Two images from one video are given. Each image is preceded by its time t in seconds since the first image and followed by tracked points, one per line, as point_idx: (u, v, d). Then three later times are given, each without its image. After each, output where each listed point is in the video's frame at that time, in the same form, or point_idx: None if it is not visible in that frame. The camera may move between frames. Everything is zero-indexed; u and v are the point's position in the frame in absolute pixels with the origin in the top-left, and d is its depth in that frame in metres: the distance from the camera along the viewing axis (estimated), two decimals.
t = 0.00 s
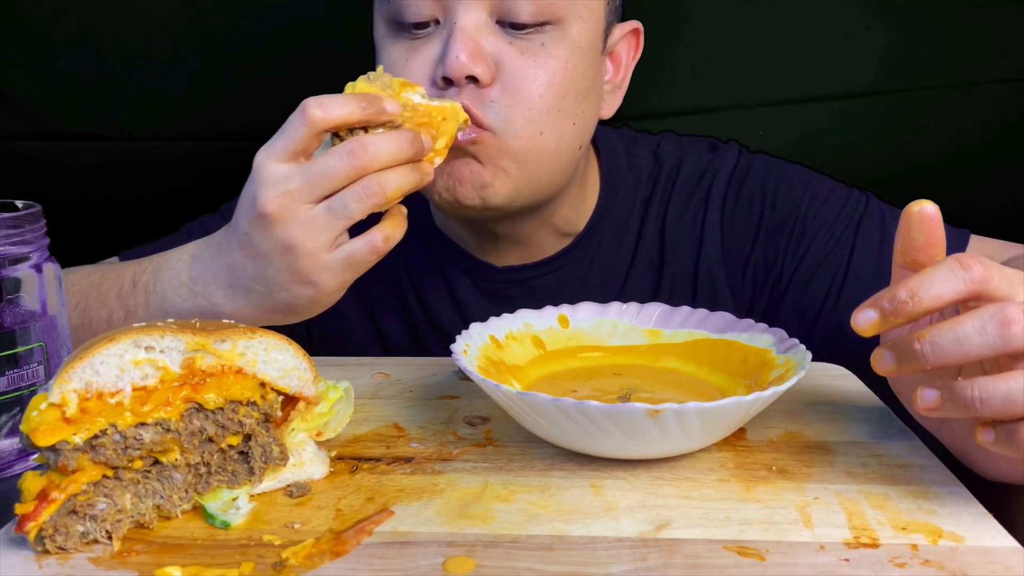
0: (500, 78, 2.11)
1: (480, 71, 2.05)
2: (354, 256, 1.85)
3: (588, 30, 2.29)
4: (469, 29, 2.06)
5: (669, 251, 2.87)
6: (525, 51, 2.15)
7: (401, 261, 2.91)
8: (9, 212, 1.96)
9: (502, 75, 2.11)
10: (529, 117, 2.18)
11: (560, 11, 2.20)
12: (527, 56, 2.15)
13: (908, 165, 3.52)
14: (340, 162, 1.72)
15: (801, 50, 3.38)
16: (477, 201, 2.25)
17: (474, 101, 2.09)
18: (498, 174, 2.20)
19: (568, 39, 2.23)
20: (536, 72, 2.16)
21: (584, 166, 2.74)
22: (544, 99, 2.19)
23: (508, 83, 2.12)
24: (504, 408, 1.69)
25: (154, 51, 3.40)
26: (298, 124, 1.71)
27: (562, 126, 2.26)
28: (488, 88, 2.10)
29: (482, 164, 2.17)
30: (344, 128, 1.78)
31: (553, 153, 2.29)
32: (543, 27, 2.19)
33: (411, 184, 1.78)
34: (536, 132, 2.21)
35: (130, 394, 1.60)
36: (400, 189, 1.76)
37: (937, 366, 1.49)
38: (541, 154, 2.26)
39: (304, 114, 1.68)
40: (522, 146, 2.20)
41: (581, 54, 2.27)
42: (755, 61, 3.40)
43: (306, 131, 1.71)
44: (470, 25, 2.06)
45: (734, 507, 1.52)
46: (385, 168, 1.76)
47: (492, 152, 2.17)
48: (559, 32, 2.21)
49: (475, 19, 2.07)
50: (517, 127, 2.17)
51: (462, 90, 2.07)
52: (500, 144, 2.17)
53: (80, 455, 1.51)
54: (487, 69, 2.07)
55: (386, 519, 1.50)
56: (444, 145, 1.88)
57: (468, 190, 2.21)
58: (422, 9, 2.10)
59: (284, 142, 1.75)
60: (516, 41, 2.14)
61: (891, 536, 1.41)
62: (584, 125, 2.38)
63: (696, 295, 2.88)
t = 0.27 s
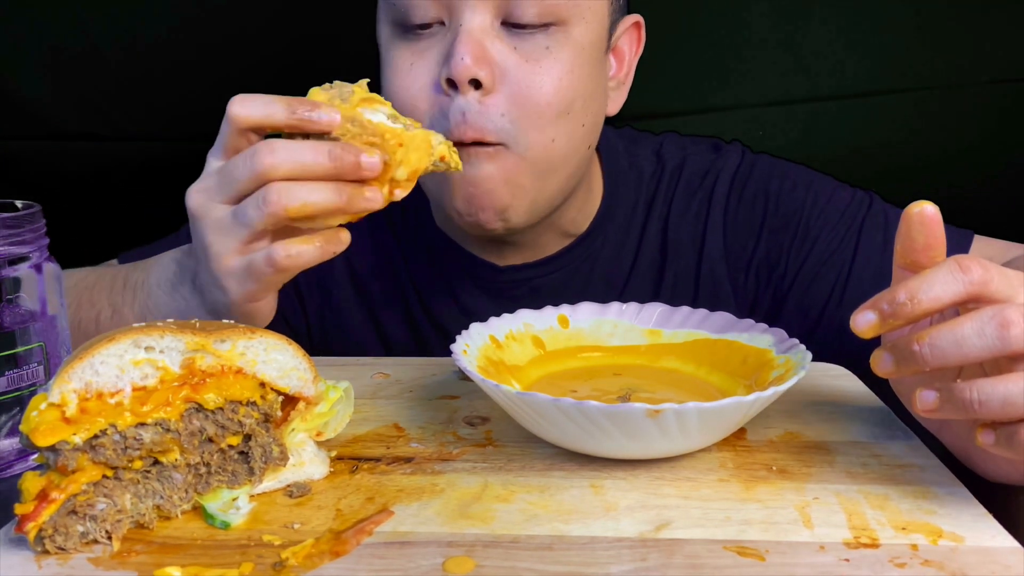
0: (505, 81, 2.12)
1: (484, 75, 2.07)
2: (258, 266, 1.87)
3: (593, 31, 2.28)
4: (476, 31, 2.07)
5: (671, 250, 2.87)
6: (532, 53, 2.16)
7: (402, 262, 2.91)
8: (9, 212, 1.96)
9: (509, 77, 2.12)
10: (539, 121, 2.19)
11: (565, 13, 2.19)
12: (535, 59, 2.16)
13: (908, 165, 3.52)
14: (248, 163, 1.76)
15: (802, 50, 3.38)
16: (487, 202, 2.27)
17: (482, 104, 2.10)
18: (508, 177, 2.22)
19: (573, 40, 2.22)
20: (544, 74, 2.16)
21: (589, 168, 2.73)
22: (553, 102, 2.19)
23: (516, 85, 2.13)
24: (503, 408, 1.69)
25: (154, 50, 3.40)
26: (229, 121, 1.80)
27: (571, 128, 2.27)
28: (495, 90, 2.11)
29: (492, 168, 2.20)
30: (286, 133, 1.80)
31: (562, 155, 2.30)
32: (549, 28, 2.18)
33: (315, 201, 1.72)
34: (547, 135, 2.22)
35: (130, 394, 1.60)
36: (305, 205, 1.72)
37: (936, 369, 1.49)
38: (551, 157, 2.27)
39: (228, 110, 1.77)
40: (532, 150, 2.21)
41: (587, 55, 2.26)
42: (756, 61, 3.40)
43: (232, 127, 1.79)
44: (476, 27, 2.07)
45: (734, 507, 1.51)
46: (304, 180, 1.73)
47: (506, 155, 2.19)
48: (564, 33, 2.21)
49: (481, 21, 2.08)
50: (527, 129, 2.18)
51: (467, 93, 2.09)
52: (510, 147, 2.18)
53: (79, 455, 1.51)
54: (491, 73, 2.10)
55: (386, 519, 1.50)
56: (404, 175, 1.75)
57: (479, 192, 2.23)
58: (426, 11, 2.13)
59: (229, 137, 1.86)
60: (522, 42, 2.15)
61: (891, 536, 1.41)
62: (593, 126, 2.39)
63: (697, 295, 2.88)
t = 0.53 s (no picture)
0: (518, 80, 2.14)
1: (499, 71, 2.09)
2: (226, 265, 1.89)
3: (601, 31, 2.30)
4: (488, 34, 2.11)
5: (670, 250, 2.87)
6: (544, 52, 2.17)
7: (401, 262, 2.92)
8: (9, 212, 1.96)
9: (523, 75, 2.14)
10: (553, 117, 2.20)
11: (573, 15, 2.21)
12: (547, 57, 2.17)
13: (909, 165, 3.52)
14: (234, 162, 1.78)
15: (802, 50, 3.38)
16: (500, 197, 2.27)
17: (496, 100, 2.11)
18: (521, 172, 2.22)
19: (582, 41, 2.24)
20: (556, 72, 2.17)
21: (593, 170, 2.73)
22: (566, 97, 2.20)
23: (529, 83, 2.14)
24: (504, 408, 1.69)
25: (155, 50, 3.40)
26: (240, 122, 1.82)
27: (584, 123, 2.27)
28: (509, 88, 2.13)
29: (505, 163, 2.18)
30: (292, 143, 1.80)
31: (575, 150, 2.30)
32: (559, 29, 2.20)
33: (287, 213, 1.72)
34: (561, 130, 2.23)
35: (130, 394, 1.60)
36: (277, 213, 1.72)
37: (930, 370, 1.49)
38: (564, 152, 2.27)
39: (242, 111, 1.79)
40: (545, 146, 2.21)
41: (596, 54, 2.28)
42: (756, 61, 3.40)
43: (242, 127, 1.81)
44: (489, 30, 2.11)
45: (734, 507, 1.51)
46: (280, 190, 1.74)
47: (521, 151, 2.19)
48: (573, 34, 2.22)
49: (494, 24, 2.12)
50: (540, 124, 2.18)
51: (483, 89, 2.11)
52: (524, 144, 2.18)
53: (79, 455, 1.51)
54: (507, 70, 2.11)
55: (386, 519, 1.50)
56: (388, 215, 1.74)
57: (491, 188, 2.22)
58: (439, 14, 2.15)
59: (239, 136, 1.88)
60: (533, 43, 2.17)
61: (891, 536, 1.41)
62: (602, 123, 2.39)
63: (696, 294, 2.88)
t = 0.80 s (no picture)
0: (525, 102, 2.16)
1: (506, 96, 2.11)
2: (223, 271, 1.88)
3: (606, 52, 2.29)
4: (497, 57, 2.11)
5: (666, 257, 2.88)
6: (550, 76, 2.18)
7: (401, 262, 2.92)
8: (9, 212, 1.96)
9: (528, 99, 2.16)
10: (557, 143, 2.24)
11: (580, 37, 2.20)
12: (553, 82, 2.19)
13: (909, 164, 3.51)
14: (250, 169, 1.80)
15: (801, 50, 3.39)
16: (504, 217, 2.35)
17: (503, 125, 2.16)
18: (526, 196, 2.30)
19: (587, 63, 2.24)
20: (561, 96, 2.20)
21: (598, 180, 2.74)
22: (569, 122, 2.23)
23: (535, 107, 2.17)
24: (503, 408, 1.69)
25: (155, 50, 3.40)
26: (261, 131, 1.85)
27: (587, 146, 2.31)
28: (516, 111, 2.16)
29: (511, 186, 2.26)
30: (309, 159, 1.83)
31: (578, 171, 2.35)
32: (566, 50, 2.19)
33: (293, 225, 1.73)
34: (564, 155, 2.27)
35: (130, 394, 1.60)
36: (281, 223, 1.73)
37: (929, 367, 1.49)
38: (567, 175, 2.32)
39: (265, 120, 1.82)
40: (550, 171, 2.27)
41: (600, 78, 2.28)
42: (756, 60, 3.40)
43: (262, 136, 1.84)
44: (497, 52, 2.11)
45: (734, 507, 1.51)
46: (289, 203, 1.75)
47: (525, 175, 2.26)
48: (579, 56, 2.22)
49: (502, 46, 2.11)
50: (545, 150, 2.23)
51: (490, 114, 2.15)
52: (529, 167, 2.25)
53: (79, 455, 1.51)
54: (513, 94, 2.14)
55: (386, 519, 1.50)
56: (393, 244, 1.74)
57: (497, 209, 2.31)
58: (449, 36, 2.13)
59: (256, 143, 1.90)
60: (540, 65, 2.17)
61: (891, 536, 1.41)
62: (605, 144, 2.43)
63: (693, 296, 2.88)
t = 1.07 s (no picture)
0: (533, 97, 2.16)
1: (514, 92, 2.10)
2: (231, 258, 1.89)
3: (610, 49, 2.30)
4: (502, 55, 2.12)
5: (664, 257, 2.87)
6: (556, 73, 2.18)
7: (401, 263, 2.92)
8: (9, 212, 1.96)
9: (535, 95, 2.16)
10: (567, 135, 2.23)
11: (583, 35, 2.21)
12: (559, 77, 2.18)
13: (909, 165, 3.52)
14: (256, 157, 1.81)
15: (801, 51, 3.39)
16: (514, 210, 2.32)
17: (511, 120, 2.15)
18: (535, 189, 2.27)
19: (592, 60, 2.24)
20: (568, 92, 2.19)
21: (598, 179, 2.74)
22: (578, 115, 2.22)
23: (542, 103, 2.17)
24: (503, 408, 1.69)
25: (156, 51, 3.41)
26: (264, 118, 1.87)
27: (595, 138, 2.30)
28: (523, 108, 2.15)
29: (520, 180, 2.23)
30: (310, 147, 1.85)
31: (586, 163, 2.33)
32: (570, 48, 2.20)
33: (299, 208, 1.73)
34: (574, 146, 2.25)
35: (130, 394, 1.60)
36: (287, 205, 1.73)
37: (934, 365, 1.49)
38: (576, 167, 2.30)
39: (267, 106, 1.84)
40: (558, 163, 2.25)
41: (605, 73, 2.29)
42: (756, 60, 3.41)
43: (264, 123, 1.86)
44: (503, 51, 2.12)
45: (735, 507, 1.51)
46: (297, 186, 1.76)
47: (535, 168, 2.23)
48: (583, 54, 2.23)
49: (507, 45, 2.12)
50: (555, 142, 2.21)
51: (498, 109, 2.14)
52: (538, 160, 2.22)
53: (79, 455, 1.51)
54: (521, 91, 2.13)
55: (386, 519, 1.50)
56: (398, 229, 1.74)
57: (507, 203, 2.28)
58: (454, 35, 2.14)
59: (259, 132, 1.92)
60: (545, 63, 2.18)
61: (890, 536, 1.41)
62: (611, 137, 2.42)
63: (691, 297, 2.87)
